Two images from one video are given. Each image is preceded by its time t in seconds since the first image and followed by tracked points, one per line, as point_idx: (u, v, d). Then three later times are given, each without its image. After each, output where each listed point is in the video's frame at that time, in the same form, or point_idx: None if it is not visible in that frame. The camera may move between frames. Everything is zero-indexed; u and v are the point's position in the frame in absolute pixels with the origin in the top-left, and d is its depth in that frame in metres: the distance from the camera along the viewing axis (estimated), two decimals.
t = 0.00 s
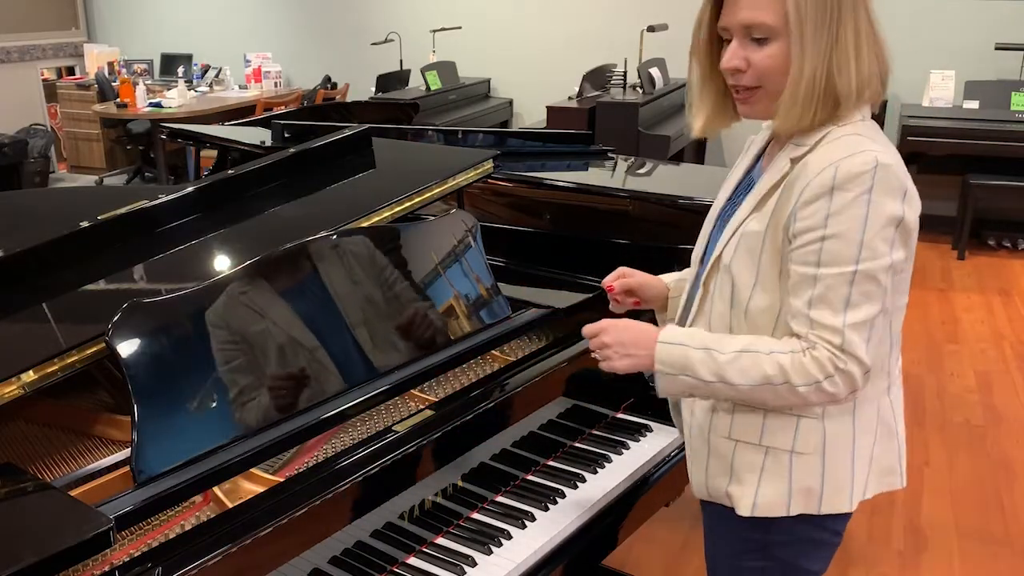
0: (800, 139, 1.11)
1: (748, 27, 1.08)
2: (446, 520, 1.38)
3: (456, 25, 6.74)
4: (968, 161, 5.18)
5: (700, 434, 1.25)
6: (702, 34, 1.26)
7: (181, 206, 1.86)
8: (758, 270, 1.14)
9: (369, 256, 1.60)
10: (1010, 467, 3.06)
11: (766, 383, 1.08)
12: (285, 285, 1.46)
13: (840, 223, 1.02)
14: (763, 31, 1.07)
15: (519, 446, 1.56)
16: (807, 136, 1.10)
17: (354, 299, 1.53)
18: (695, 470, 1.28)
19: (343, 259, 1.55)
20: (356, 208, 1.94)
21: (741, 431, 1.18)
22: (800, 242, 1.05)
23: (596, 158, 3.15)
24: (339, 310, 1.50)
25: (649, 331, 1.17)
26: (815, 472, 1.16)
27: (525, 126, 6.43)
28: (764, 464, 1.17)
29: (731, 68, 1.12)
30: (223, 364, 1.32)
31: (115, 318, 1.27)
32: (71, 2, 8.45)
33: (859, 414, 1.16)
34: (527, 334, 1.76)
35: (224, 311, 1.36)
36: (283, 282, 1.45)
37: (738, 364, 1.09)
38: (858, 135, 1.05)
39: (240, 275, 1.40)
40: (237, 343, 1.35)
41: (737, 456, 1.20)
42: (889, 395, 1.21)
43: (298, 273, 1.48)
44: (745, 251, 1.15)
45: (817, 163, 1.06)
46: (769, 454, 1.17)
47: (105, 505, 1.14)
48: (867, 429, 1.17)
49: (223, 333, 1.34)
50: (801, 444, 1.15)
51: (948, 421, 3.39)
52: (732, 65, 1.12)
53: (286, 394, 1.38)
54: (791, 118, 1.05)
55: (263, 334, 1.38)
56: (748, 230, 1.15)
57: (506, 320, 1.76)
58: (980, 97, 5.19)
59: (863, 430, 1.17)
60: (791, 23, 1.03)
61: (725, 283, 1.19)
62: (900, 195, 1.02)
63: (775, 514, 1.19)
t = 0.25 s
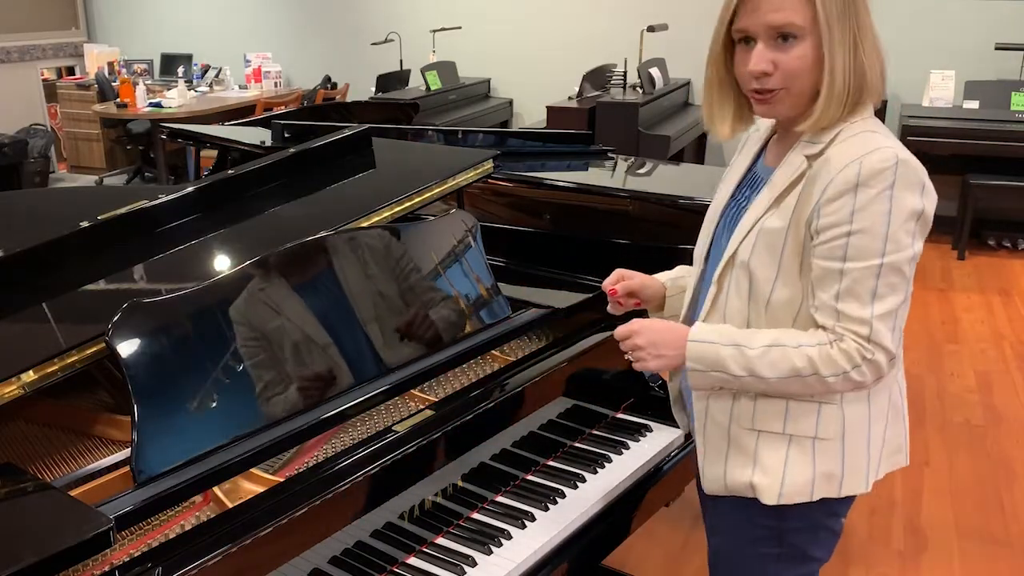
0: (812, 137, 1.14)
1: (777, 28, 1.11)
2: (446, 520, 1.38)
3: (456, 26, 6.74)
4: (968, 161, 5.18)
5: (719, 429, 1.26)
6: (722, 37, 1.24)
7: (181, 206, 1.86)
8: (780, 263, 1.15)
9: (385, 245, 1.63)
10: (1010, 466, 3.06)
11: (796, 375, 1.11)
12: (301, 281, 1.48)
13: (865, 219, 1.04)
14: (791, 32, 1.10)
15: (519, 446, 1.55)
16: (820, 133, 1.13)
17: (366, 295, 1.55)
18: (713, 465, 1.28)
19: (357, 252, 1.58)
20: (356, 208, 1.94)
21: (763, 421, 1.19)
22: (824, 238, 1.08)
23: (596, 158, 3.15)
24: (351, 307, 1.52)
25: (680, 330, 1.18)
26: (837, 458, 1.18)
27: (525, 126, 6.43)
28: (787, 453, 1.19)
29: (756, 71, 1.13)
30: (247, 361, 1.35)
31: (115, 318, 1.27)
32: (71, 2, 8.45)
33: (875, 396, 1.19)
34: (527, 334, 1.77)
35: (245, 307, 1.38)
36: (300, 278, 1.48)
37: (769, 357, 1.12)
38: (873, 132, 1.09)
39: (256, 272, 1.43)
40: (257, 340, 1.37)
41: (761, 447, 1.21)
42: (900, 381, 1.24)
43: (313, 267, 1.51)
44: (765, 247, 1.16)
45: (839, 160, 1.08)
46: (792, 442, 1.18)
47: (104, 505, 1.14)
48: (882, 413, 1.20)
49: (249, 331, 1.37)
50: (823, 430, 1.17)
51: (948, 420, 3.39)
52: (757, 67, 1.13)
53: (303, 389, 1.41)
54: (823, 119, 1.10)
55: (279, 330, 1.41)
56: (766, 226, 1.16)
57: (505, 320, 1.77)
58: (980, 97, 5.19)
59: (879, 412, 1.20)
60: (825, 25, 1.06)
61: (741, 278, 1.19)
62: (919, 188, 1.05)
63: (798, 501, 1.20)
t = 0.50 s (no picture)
0: (820, 133, 1.14)
1: (786, 29, 1.12)
2: (446, 521, 1.38)
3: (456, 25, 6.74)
4: (968, 161, 5.18)
5: (737, 423, 1.26)
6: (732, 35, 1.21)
7: (181, 205, 1.86)
8: (795, 257, 1.16)
9: (399, 240, 1.67)
10: (1010, 466, 3.07)
11: (819, 365, 1.10)
12: (316, 277, 1.51)
13: (882, 210, 1.05)
14: (801, 32, 1.11)
15: (519, 446, 1.56)
16: (828, 129, 1.13)
17: (378, 292, 1.58)
18: (730, 460, 1.27)
19: (373, 249, 1.62)
20: (356, 208, 1.93)
21: (783, 412, 1.19)
22: (841, 231, 1.08)
23: (596, 157, 3.15)
24: (364, 303, 1.55)
25: (703, 323, 1.17)
26: (853, 444, 1.21)
27: (525, 126, 6.43)
28: (808, 442, 1.20)
29: (766, 71, 1.13)
30: (266, 355, 1.38)
31: (115, 318, 1.27)
32: (71, 2, 8.45)
33: (883, 382, 1.22)
34: (527, 334, 1.77)
35: (263, 302, 1.42)
36: (314, 274, 1.51)
37: (792, 347, 1.11)
38: (882, 127, 1.10)
39: (271, 268, 1.46)
40: (275, 334, 1.41)
41: (781, 439, 1.21)
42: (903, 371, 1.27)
43: (327, 263, 1.54)
44: (780, 242, 1.16)
45: (851, 154, 1.09)
46: (811, 431, 1.20)
47: (104, 506, 1.14)
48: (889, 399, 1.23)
49: (269, 326, 1.41)
50: (841, 418, 1.19)
51: (948, 420, 3.39)
52: (768, 67, 1.13)
53: (315, 383, 1.43)
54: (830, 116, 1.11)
55: (294, 326, 1.44)
56: (779, 221, 1.16)
57: (505, 320, 1.76)
58: (980, 97, 5.19)
59: (887, 398, 1.23)
60: (833, 24, 1.08)
61: (756, 272, 1.19)
62: (930, 179, 1.06)
63: (818, 490, 1.21)
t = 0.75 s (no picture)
0: (822, 130, 1.14)
1: (788, 28, 1.12)
2: (447, 520, 1.38)
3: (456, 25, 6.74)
4: (968, 161, 5.18)
5: (742, 421, 1.26)
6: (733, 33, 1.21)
7: (181, 205, 1.86)
8: (800, 253, 1.16)
9: (405, 239, 1.67)
10: (1010, 466, 3.07)
11: (824, 361, 1.10)
12: (324, 274, 1.53)
13: (886, 207, 1.05)
14: (802, 31, 1.11)
15: (519, 446, 1.55)
16: (830, 127, 1.13)
17: (382, 290, 1.59)
18: (736, 457, 1.27)
19: (377, 248, 1.62)
20: (356, 208, 1.93)
21: (789, 408, 1.20)
22: (845, 228, 1.08)
23: (596, 157, 3.15)
24: (367, 300, 1.56)
25: (709, 321, 1.17)
26: (857, 439, 1.21)
27: (525, 126, 6.43)
28: (813, 437, 1.20)
29: (768, 69, 1.13)
30: (273, 352, 1.39)
31: (115, 318, 1.27)
32: (71, 2, 8.45)
33: (886, 376, 1.23)
34: (527, 334, 1.77)
35: (270, 300, 1.43)
36: (321, 271, 1.52)
37: (798, 343, 1.11)
38: (884, 125, 1.10)
39: (277, 265, 1.47)
40: (280, 332, 1.42)
41: (787, 436, 1.21)
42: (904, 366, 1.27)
43: (331, 262, 1.55)
44: (784, 240, 1.16)
45: (854, 152, 1.09)
46: (816, 427, 1.20)
47: (104, 506, 1.14)
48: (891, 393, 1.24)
49: (276, 324, 1.42)
50: (846, 413, 1.19)
51: (948, 420, 3.39)
52: (769, 65, 1.13)
53: (319, 381, 1.44)
54: (831, 113, 1.11)
55: (299, 324, 1.44)
56: (784, 219, 1.16)
57: (505, 321, 1.76)
58: (980, 97, 5.19)
59: (889, 392, 1.23)
60: (834, 24, 1.08)
61: (759, 269, 1.19)
62: (932, 175, 1.06)
63: (823, 485, 1.21)
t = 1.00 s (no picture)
0: (825, 131, 1.14)
1: (770, 25, 1.11)
2: (447, 520, 1.38)
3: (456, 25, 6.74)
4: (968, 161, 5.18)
5: (741, 423, 1.27)
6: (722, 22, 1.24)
7: (181, 205, 1.86)
8: (801, 254, 1.16)
9: (402, 239, 1.67)
10: (1010, 466, 3.06)
11: (829, 362, 1.10)
12: (320, 275, 1.52)
13: (891, 207, 1.05)
14: (787, 28, 1.10)
15: (520, 446, 1.55)
16: (833, 126, 1.14)
17: (379, 291, 1.58)
18: (735, 458, 1.28)
19: (375, 248, 1.62)
20: (356, 208, 1.93)
21: (788, 410, 1.20)
22: (849, 228, 1.08)
23: (596, 157, 3.15)
24: (363, 301, 1.55)
25: (710, 323, 1.17)
26: (857, 442, 1.20)
27: (525, 126, 6.43)
28: (812, 440, 1.20)
29: (753, 65, 1.14)
30: (270, 354, 1.39)
31: (115, 318, 1.27)
32: (71, 2, 8.45)
33: (886, 379, 1.22)
34: (527, 334, 1.77)
35: (268, 302, 1.42)
36: (319, 272, 1.52)
37: (802, 344, 1.11)
38: (887, 126, 1.10)
39: (275, 267, 1.46)
40: (278, 333, 1.41)
41: (785, 438, 1.21)
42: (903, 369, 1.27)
43: (330, 263, 1.55)
44: (786, 240, 1.16)
45: (857, 152, 1.09)
46: (814, 429, 1.20)
47: (104, 505, 1.13)
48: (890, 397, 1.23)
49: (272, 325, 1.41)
50: (844, 417, 1.19)
51: (948, 420, 3.39)
52: (753, 61, 1.14)
53: (316, 382, 1.43)
54: (817, 111, 1.10)
55: (297, 325, 1.44)
56: (786, 218, 1.16)
57: (505, 321, 1.76)
58: (980, 97, 5.19)
59: (888, 396, 1.23)
60: (817, 22, 1.07)
61: (760, 268, 1.20)
62: (934, 176, 1.07)
63: (822, 488, 1.21)
